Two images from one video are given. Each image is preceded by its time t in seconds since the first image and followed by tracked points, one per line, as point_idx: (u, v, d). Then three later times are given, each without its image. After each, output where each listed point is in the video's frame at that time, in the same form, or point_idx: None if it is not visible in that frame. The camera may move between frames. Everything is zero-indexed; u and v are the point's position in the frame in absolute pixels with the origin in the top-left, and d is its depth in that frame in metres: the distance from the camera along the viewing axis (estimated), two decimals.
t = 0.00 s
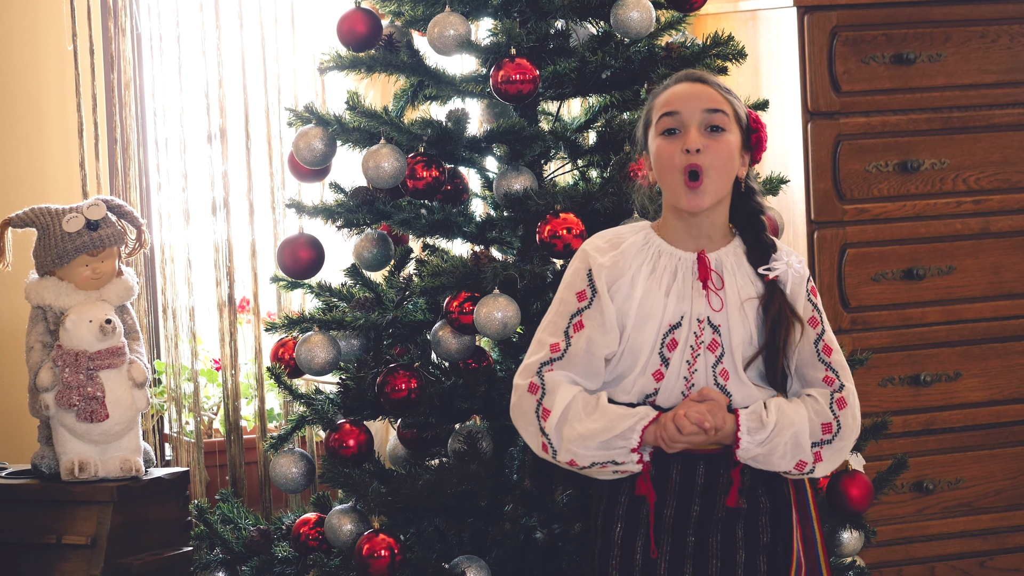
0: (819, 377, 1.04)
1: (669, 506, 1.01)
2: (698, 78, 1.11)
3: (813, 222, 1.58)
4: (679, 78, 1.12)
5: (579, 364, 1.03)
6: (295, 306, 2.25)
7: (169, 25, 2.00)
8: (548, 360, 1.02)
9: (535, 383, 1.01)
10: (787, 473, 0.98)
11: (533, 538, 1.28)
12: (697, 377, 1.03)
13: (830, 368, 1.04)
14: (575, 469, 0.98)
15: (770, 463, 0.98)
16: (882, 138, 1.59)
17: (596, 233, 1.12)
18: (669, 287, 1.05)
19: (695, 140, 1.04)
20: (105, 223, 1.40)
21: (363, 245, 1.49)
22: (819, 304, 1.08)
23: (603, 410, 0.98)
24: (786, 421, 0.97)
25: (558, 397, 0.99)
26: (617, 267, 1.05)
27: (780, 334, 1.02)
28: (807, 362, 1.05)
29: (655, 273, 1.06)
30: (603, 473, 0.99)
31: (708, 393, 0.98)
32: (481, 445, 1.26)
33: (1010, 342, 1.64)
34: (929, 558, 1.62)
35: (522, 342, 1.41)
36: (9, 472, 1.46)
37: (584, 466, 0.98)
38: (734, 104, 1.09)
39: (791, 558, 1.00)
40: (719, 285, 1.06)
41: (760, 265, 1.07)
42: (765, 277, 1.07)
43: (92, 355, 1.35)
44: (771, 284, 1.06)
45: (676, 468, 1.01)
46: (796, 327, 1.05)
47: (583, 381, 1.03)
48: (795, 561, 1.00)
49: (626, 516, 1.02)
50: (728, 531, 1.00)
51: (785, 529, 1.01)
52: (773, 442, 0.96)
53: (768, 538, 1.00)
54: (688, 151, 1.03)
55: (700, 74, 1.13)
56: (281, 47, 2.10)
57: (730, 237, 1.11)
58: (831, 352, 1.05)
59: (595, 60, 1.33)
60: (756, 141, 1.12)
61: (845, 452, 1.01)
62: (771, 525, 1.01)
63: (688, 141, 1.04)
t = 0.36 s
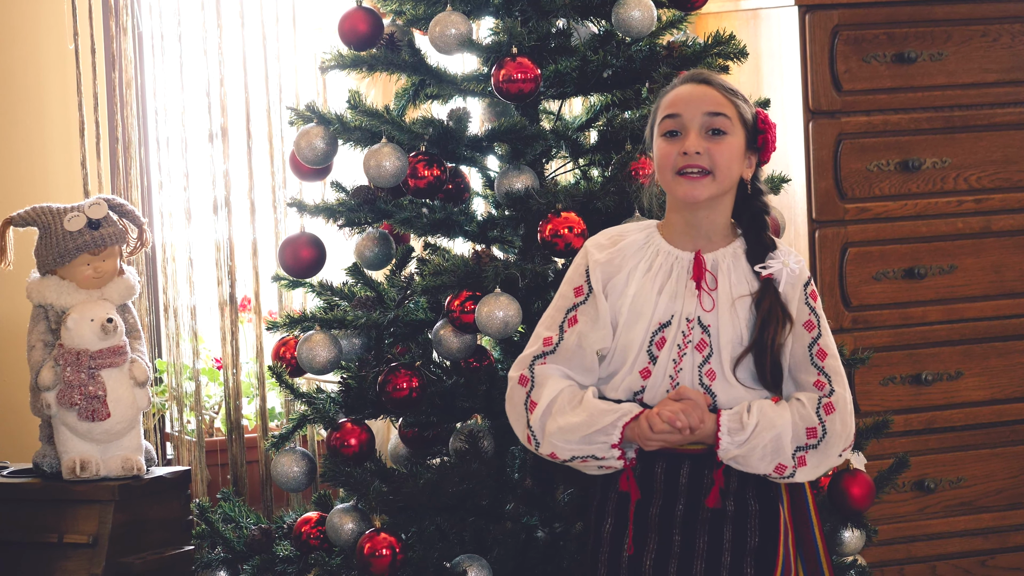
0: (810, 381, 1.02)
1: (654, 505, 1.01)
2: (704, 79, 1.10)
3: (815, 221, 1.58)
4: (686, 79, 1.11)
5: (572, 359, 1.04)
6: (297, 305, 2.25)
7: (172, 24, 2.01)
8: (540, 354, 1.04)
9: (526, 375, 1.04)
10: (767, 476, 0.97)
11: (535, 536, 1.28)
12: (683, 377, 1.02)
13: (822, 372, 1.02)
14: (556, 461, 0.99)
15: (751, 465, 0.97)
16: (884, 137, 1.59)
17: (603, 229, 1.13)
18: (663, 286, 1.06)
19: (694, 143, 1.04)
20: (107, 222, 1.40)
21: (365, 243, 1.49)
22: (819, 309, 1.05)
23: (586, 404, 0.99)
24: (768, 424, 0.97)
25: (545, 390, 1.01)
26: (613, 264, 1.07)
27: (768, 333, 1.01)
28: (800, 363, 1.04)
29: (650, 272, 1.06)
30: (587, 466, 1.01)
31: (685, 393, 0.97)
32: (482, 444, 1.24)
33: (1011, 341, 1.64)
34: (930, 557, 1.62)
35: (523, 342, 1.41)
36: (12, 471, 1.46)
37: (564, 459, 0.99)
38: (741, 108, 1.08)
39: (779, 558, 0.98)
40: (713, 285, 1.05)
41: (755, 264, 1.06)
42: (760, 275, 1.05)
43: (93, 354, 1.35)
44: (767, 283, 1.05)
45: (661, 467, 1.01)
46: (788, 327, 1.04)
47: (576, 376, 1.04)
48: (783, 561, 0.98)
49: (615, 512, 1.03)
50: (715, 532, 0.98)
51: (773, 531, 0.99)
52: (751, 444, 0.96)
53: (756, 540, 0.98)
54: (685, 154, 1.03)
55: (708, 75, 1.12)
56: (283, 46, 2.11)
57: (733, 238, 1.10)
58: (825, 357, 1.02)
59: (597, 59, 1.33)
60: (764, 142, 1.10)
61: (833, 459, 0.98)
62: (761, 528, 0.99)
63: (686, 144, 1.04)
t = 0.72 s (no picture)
0: (806, 366, 1.01)
1: (656, 503, 1.01)
2: (685, 77, 1.09)
3: (816, 220, 1.59)
4: (666, 76, 1.10)
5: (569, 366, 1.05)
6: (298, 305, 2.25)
7: (173, 23, 2.01)
8: (537, 363, 1.05)
9: (525, 385, 1.04)
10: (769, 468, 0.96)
11: (536, 535, 1.28)
12: (679, 374, 1.02)
13: (817, 357, 1.00)
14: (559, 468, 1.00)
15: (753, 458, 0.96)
16: (885, 136, 1.59)
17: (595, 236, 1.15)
18: (653, 285, 1.06)
19: (677, 146, 1.03)
20: (109, 221, 1.40)
21: (367, 242, 1.49)
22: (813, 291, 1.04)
23: (584, 409, 0.99)
24: (765, 415, 0.96)
25: (543, 398, 1.01)
26: (601, 269, 1.08)
27: (759, 318, 1.01)
28: (795, 349, 1.02)
29: (639, 273, 1.07)
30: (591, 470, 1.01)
31: (680, 395, 0.97)
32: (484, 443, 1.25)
33: (1011, 340, 1.64)
34: (931, 556, 1.62)
35: (525, 341, 1.41)
36: (13, 470, 1.46)
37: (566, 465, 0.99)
38: (722, 105, 1.07)
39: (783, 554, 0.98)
40: (701, 280, 1.05)
41: (742, 251, 1.06)
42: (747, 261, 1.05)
43: (95, 354, 1.35)
44: (756, 268, 1.04)
45: (662, 466, 1.01)
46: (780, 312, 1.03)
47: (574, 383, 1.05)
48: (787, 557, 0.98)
49: (620, 511, 1.04)
50: (718, 530, 0.98)
51: (776, 527, 0.98)
52: (751, 440, 0.95)
53: (760, 537, 0.98)
54: (668, 157, 1.03)
55: (689, 71, 1.10)
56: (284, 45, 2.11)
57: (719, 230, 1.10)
58: (819, 340, 1.01)
59: (598, 59, 1.33)
60: (743, 140, 1.10)
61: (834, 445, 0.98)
62: (764, 524, 0.98)
63: (669, 147, 1.03)
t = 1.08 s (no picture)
0: (813, 361, 1.01)
1: (668, 502, 1.00)
2: (681, 82, 1.07)
3: (816, 220, 1.59)
4: (661, 80, 1.09)
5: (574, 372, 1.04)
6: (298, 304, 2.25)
7: (173, 22, 2.01)
8: (541, 373, 1.04)
9: (531, 396, 1.04)
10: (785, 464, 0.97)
11: (537, 534, 1.27)
12: (689, 372, 1.02)
13: (824, 351, 1.01)
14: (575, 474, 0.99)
15: (769, 455, 0.97)
16: (886, 136, 1.59)
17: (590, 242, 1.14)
18: (655, 286, 1.06)
19: (672, 157, 1.02)
20: (109, 220, 1.40)
21: (367, 242, 1.49)
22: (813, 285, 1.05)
23: (594, 413, 0.99)
24: (778, 412, 0.97)
25: (552, 406, 1.01)
26: (601, 273, 1.07)
27: (764, 314, 1.01)
28: (801, 345, 1.03)
29: (641, 275, 1.06)
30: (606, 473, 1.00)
31: (696, 396, 0.97)
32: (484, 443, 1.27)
33: (1012, 339, 1.64)
34: (932, 555, 1.62)
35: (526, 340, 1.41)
36: (13, 468, 1.46)
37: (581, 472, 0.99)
38: (716, 111, 1.06)
39: (795, 552, 0.98)
40: (703, 279, 1.05)
41: (739, 248, 1.06)
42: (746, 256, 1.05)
43: (96, 353, 1.35)
44: (755, 263, 1.04)
45: (673, 465, 1.01)
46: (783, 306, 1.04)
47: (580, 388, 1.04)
48: (799, 553, 0.98)
49: (629, 512, 1.02)
50: (729, 528, 0.98)
51: (787, 524, 0.99)
52: (768, 438, 0.95)
53: (771, 534, 0.98)
54: (664, 168, 1.02)
55: (684, 75, 1.08)
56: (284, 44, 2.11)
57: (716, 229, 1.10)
58: (825, 335, 1.01)
59: (599, 57, 1.33)
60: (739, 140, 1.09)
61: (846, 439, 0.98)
62: (774, 521, 0.99)
63: (665, 157, 1.03)
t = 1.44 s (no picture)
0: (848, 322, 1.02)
1: (683, 503, 0.99)
2: (668, 74, 1.10)
3: (817, 219, 1.59)
4: (648, 74, 1.11)
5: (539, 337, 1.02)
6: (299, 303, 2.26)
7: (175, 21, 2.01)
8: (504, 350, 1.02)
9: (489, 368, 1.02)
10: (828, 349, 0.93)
11: (538, 534, 1.27)
12: (703, 370, 0.99)
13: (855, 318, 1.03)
14: (537, 383, 0.94)
15: (824, 326, 0.94)
16: (887, 135, 1.59)
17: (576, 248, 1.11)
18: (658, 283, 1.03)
19: (676, 133, 1.01)
20: (111, 219, 1.40)
21: (368, 241, 1.49)
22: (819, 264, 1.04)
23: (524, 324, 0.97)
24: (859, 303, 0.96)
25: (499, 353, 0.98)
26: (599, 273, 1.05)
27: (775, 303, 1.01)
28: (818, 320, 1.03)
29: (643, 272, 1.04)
30: (569, 371, 0.96)
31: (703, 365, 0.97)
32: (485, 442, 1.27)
33: (1013, 338, 1.64)
34: (932, 555, 1.62)
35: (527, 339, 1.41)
36: (14, 467, 1.46)
37: (540, 375, 0.94)
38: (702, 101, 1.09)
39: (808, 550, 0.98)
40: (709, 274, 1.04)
41: (744, 240, 1.05)
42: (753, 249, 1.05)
43: (97, 352, 1.35)
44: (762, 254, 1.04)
45: (689, 463, 0.99)
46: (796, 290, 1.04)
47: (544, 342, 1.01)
48: (811, 551, 0.98)
49: (643, 515, 1.00)
50: (744, 527, 0.98)
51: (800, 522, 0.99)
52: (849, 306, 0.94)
53: (784, 531, 0.99)
54: (668, 145, 1.01)
55: (670, 70, 1.11)
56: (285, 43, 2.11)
57: (708, 223, 1.09)
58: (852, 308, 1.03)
59: (600, 57, 1.33)
60: (722, 133, 1.14)
61: (882, 375, 0.95)
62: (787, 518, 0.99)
63: (668, 135, 1.01)
